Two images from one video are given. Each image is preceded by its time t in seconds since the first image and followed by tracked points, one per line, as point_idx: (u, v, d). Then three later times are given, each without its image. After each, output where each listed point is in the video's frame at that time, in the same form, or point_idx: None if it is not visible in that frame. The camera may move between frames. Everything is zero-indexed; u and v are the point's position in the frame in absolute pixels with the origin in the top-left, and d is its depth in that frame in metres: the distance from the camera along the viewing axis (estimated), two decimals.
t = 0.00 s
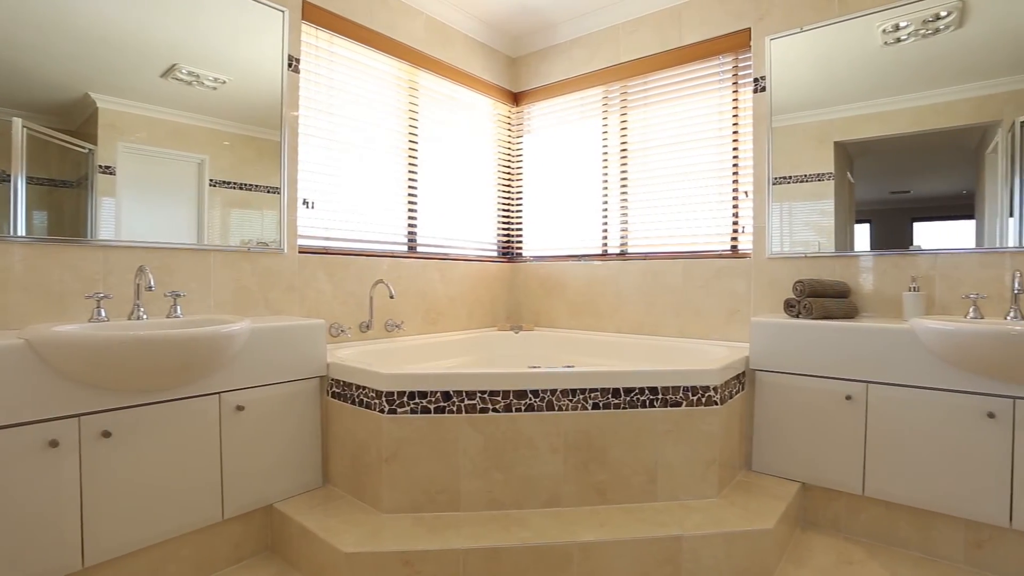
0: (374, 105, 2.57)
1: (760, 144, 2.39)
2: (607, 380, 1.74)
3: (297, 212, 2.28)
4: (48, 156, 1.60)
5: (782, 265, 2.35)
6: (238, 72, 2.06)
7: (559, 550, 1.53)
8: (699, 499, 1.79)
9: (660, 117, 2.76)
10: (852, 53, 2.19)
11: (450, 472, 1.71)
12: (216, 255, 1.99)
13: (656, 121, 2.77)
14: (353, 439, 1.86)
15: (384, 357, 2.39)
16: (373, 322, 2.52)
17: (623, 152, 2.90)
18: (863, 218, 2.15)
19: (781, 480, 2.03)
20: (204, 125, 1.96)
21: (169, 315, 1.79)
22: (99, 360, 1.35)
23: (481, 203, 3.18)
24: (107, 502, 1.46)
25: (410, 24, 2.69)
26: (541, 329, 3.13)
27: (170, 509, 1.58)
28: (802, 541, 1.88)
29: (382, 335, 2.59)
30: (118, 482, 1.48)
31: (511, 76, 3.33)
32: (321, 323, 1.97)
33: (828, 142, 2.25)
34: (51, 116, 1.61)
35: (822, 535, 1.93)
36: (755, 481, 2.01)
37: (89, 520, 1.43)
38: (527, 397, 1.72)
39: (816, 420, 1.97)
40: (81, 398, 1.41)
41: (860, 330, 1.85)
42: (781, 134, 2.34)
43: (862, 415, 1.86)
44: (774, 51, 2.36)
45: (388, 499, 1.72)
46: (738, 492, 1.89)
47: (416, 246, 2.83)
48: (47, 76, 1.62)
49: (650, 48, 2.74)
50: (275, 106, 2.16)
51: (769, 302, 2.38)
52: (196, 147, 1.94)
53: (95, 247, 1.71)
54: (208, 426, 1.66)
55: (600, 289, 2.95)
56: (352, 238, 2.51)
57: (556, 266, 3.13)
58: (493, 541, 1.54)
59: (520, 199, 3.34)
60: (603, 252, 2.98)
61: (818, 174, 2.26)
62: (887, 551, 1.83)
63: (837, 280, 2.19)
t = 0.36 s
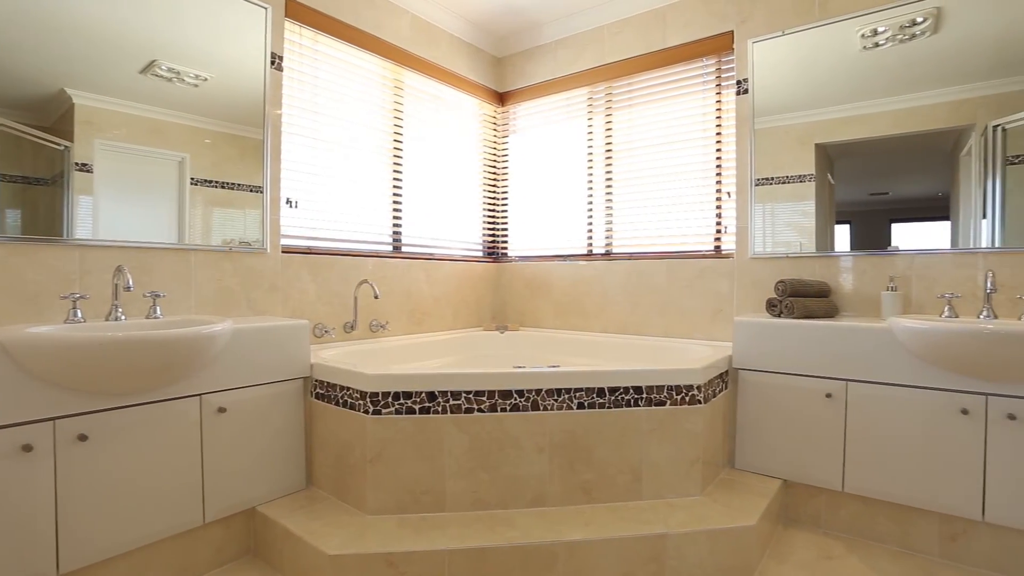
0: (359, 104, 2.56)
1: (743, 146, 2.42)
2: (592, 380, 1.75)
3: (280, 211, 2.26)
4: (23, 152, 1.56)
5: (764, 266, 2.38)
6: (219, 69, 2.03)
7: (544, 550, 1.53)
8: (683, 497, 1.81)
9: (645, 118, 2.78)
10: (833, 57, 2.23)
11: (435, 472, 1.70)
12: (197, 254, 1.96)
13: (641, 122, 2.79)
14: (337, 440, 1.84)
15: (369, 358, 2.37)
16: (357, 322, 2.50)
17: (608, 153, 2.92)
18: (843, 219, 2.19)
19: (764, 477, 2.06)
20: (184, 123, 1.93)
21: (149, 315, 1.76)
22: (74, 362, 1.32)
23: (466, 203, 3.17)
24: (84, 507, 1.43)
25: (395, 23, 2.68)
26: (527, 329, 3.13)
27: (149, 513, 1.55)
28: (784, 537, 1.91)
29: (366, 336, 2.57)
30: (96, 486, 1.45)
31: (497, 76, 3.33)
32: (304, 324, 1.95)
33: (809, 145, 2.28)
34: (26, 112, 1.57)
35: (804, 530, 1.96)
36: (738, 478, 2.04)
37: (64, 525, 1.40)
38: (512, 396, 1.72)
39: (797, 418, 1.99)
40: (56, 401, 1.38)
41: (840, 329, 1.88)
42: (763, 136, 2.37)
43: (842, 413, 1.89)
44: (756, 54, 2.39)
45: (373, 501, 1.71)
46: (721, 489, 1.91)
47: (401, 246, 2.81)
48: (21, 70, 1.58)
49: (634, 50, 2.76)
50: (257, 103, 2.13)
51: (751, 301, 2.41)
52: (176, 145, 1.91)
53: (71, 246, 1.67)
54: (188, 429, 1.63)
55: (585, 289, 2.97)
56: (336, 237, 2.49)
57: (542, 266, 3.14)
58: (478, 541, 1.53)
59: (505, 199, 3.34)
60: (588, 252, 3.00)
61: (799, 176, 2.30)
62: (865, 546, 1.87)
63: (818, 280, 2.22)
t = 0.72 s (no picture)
0: (342, 103, 2.53)
1: (725, 147, 2.45)
2: (577, 379, 1.76)
3: (262, 210, 2.23)
4: None
5: (745, 266, 2.41)
6: (199, 66, 1.99)
7: (528, 549, 1.53)
8: (666, 495, 1.82)
9: (629, 119, 2.80)
10: (812, 60, 2.27)
11: (419, 473, 1.69)
12: (176, 254, 1.93)
13: (625, 123, 2.81)
14: (320, 442, 1.82)
15: (352, 359, 2.35)
16: (340, 322, 2.48)
17: (593, 153, 2.93)
18: (823, 219, 2.23)
19: (745, 474, 2.09)
20: (163, 120, 1.89)
21: (126, 316, 1.73)
22: (48, 364, 1.29)
23: (451, 203, 3.16)
24: (58, 513, 1.40)
25: (379, 21, 2.66)
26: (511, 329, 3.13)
27: (127, 518, 1.52)
28: (765, 533, 1.94)
29: (350, 336, 2.55)
30: (70, 491, 1.42)
31: (481, 76, 3.33)
32: (287, 325, 1.93)
33: (789, 146, 2.31)
34: None
35: (784, 527, 1.99)
36: (720, 476, 2.06)
37: (37, 531, 1.36)
38: (497, 396, 1.72)
39: (778, 416, 2.02)
40: (29, 405, 1.35)
41: (820, 328, 1.92)
42: (745, 137, 2.40)
43: (822, 411, 1.92)
44: (738, 57, 2.42)
45: (356, 502, 1.69)
46: (704, 487, 1.93)
47: (385, 246, 2.80)
48: None
49: (618, 52, 2.78)
50: (238, 101, 2.10)
51: (733, 301, 2.44)
52: (155, 143, 1.87)
53: (45, 245, 1.63)
54: (167, 432, 1.60)
55: (569, 289, 2.98)
56: (319, 237, 2.47)
57: (526, 266, 3.14)
58: (463, 541, 1.53)
59: (489, 199, 3.34)
60: (572, 252, 3.01)
61: (780, 177, 2.33)
62: (844, 541, 1.90)
63: (798, 280, 2.26)
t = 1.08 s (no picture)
0: (328, 102, 2.52)
1: (710, 148, 2.47)
2: (564, 379, 1.76)
3: (246, 210, 2.21)
4: None
5: (731, 266, 2.43)
6: (182, 63, 1.97)
7: (516, 549, 1.53)
8: (653, 493, 1.83)
9: (615, 120, 2.82)
10: (795, 63, 2.29)
11: (406, 474, 1.69)
12: (158, 254, 1.90)
13: (612, 124, 2.83)
14: (305, 443, 1.81)
15: (338, 360, 2.34)
16: (327, 323, 2.46)
17: (580, 153, 2.94)
18: (807, 220, 2.25)
19: (730, 473, 2.11)
20: (145, 117, 1.86)
21: (106, 317, 1.70)
22: (26, 366, 1.26)
23: (438, 203, 3.16)
24: (36, 518, 1.36)
25: (365, 20, 2.65)
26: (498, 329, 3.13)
27: (108, 522, 1.49)
28: (750, 530, 1.96)
29: (336, 337, 2.53)
30: (49, 496, 1.39)
31: (468, 76, 3.33)
32: (272, 324, 1.91)
33: (773, 148, 2.34)
34: None
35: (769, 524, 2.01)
36: (706, 474, 2.08)
37: (14, 538, 1.33)
38: (484, 396, 1.71)
39: (762, 414, 2.04)
40: (5, 408, 1.31)
41: (803, 327, 1.94)
42: (730, 139, 2.43)
43: (805, 409, 1.95)
44: (723, 59, 2.44)
45: (342, 504, 1.68)
46: (690, 485, 1.95)
47: (372, 246, 2.78)
48: None
49: (605, 52, 2.79)
50: (222, 99, 2.08)
51: (719, 301, 2.46)
52: (137, 140, 1.84)
53: (22, 244, 1.60)
54: (149, 434, 1.58)
55: (556, 289, 2.99)
56: (304, 236, 2.45)
57: (513, 266, 3.15)
58: (450, 542, 1.53)
59: (476, 199, 3.34)
60: (559, 252, 3.02)
61: (765, 178, 2.35)
62: (826, 536, 1.93)
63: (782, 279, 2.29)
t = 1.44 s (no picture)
0: (314, 100, 2.49)
1: (696, 149, 2.49)
2: (551, 379, 1.76)
3: (231, 209, 2.18)
4: None
5: (717, 266, 2.45)
6: (165, 59, 1.94)
7: (503, 549, 1.53)
8: (640, 492, 1.84)
9: (602, 121, 2.83)
10: (780, 66, 2.32)
11: (393, 475, 1.68)
12: (140, 253, 1.87)
13: (599, 124, 2.84)
14: (291, 444, 1.79)
15: (324, 360, 2.32)
16: (313, 323, 2.44)
17: (567, 154, 2.94)
18: (791, 221, 2.28)
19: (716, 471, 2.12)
20: (126, 114, 1.83)
21: (85, 318, 1.67)
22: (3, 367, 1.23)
23: (425, 202, 3.15)
24: (13, 524, 1.33)
25: (352, 18, 2.63)
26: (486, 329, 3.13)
27: (88, 527, 1.46)
28: (736, 528, 1.97)
29: (322, 338, 2.51)
30: (26, 501, 1.36)
31: (456, 76, 3.32)
32: (257, 325, 1.90)
33: (758, 149, 2.36)
34: None
35: (754, 521, 2.03)
36: (692, 473, 2.09)
37: None
38: (471, 397, 1.71)
39: (747, 413, 2.06)
40: None
41: (788, 327, 1.96)
42: (715, 140, 2.45)
43: (789, 407, 1.97)
44: (709, 61, 2.46)
45: (328, 505, 1.67)
46: (676, 484, 1.96)
47: (358, 245, 2.77)
48: None
49: (593, 53, 2.80)
50: (205, 97, 2.05)
51: (705, 300, 2.48)
52: (118, 138, 1.81)
53: None
54: (131, 437, 1.55)
55: (544, 289, 2.99)
56: (290, 236, 2.42)
57: (500, 266, 3.15)
58: (438, 543, 1.52)
59: (464, 199, 3.33)
60: (547, 252, 3.02)
61: (750, 179, 2.38)
62: (810, 533, 1.95)
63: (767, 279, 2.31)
